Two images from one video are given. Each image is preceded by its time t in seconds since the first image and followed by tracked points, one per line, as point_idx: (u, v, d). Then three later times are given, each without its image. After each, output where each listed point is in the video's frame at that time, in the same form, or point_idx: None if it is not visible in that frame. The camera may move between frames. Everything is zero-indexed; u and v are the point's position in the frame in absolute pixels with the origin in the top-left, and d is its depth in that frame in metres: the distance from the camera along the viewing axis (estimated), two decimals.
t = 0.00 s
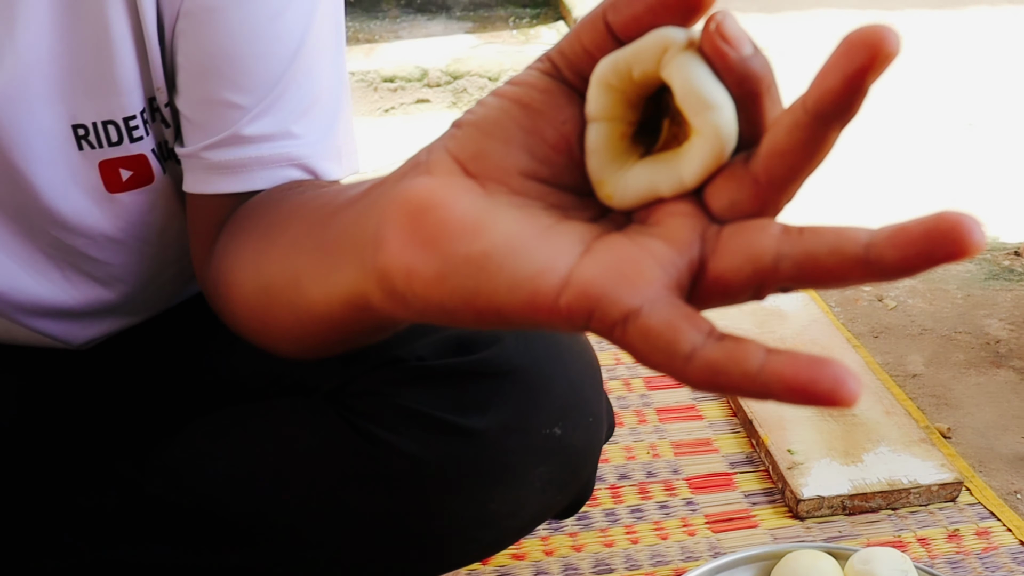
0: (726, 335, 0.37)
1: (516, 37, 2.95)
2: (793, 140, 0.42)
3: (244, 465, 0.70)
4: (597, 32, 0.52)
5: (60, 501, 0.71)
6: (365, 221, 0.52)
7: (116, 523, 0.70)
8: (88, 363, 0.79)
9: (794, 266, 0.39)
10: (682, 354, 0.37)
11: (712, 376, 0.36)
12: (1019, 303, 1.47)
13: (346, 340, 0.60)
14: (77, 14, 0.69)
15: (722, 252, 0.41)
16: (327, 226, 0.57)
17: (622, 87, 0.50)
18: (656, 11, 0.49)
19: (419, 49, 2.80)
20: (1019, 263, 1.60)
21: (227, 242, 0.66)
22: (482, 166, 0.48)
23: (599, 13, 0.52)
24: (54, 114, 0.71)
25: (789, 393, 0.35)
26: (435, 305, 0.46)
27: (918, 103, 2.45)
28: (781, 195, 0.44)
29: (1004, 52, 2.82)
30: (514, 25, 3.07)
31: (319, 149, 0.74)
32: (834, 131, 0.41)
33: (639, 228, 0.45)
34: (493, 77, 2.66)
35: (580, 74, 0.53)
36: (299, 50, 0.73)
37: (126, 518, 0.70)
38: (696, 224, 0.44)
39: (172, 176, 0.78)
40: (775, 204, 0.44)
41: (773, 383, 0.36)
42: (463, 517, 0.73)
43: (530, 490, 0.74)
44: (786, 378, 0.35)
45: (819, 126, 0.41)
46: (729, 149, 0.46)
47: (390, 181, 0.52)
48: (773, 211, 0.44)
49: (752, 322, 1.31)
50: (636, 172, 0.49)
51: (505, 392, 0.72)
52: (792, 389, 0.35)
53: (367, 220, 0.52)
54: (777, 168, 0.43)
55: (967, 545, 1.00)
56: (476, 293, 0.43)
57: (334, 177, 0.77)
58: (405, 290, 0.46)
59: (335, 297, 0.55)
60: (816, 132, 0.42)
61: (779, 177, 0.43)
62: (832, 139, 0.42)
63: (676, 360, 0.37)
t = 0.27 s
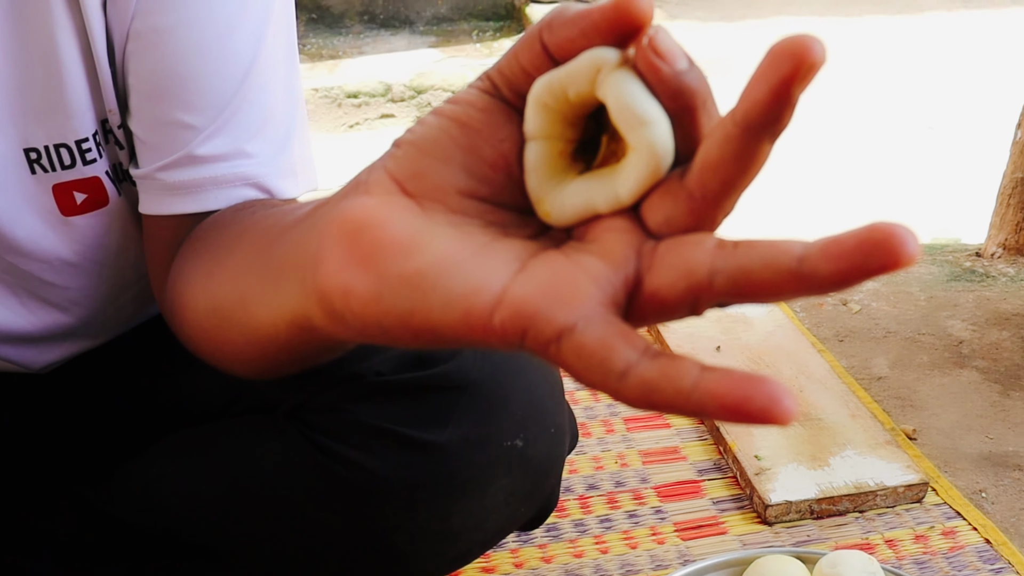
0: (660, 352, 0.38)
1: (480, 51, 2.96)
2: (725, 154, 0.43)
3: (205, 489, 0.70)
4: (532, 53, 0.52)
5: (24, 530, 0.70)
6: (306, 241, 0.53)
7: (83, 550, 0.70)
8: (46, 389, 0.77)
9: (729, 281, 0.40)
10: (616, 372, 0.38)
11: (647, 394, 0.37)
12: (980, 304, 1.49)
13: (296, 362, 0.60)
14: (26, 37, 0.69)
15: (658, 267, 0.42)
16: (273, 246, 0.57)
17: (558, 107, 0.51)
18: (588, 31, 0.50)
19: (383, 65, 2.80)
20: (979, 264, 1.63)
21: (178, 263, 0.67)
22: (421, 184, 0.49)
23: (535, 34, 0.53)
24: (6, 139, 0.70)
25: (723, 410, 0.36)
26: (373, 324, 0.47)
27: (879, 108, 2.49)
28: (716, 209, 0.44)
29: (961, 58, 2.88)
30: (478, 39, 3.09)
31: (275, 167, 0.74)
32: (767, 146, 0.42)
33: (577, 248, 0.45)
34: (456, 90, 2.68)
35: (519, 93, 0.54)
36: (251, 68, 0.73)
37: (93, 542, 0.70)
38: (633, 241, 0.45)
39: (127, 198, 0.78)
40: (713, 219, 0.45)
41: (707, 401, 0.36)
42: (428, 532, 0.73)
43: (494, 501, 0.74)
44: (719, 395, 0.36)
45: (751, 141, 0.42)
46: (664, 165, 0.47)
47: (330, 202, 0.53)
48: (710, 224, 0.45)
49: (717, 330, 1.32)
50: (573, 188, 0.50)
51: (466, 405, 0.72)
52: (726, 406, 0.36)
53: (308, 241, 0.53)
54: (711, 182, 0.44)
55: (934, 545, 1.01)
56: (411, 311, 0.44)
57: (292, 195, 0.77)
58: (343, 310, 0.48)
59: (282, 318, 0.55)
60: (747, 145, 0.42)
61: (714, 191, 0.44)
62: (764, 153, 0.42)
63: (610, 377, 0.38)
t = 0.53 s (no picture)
0: (659, 346, 0.38)
1: (476, 54, 2.97)
2: (719, 151, 0.43)
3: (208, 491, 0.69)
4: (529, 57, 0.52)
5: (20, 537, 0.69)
6: (306, 244, 0.53)
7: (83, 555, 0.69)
8: (48, 396, 0.77)
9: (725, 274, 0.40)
10: (615, 366, 0.38)
11: (646, 389, 0.37)
12: (979, 299, 1.50)
13: (297, 366, 0.61)
14: (23, 45, 0.69)
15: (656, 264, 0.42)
16: (273, 251, 0.58)
17: (554, 111, 0.51)
18: (585, 38, 0.50)
19: (379, 69, 2.81)
20: (978, 260, 1.63)
21: (179, 269, 0.67)
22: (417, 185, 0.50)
23: (530, 38, 0.52)
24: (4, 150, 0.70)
25: (723, 404, 0.36)
26: (373, 324, 0.48)
27: (875, 105, 2.50)
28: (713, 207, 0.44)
29: (956, 54, 2.88)
30: (474, 42, 3.10)
31: (274, 172, 0.74)
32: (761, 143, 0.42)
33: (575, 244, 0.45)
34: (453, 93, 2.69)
35: (515, 94, 0.54)
36: (248, 73, 0.73)
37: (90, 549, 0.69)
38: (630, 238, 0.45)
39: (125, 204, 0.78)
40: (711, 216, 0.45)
41: (706, 395, 0.36)
42: (431, 534, 0.73)
43: (498, 501, 0.75)
44: (718, 389, 0.36)
45: (744, 137, 0.42)
46: (664, 166, 0.47)
47: (329, 205, 0.53)
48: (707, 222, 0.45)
49: (717, 328, 1.32)
50: (570, 188, 0.50)
51: (468, 406, 0.72)
52: (724, 399, 0.36)
53: (308, 243, 0.53)
54: (707, 181, 0.44)
55: (937, 540, 1.01)
56: (410, 310, 0.45)
57: (293, 199, 0.77)
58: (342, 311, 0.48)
59: (283, 322, 0.56)
60: (742, 143, 0.42)
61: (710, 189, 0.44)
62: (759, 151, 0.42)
63: (609, 372, 0.38)
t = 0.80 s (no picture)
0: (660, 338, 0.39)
1: (484, 51, 2.98)
2: (711, 146, 0.41)
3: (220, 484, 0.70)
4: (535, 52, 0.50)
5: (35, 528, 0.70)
6: (319, 238, 0.54)
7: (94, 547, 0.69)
8: (63, 390, 0.78)
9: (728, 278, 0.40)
10: (618, 358, 0.39)
11: (648, 380, 0.38)
12: (988, 295, 1.49)
13: (309, 359, 0.61)
14: (37, 43, 0.70)
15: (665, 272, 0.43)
16: (286, 247, 0.58)
17: (561, 106, 0.50)
18: (590, 34, 0.48)
19: (388, 67, 2.81)
20: (987, 256, 1.63)
21: (191, 264, 0.68)
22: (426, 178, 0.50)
23: (539, 32, 0.50)
24: (17, 146, 0.71)
25: (723, 395, 0.37)
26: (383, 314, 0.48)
27: (884, 101, 2.49)
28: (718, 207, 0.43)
29: (965, 50, 2.88)
30: (483, 40, 3.10)
31: (285, 168, 0.75)
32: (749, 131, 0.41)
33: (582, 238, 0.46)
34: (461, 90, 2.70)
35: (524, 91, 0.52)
36: (260, 69, 0.74)
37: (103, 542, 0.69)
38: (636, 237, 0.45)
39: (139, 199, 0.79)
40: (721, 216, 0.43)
41: (707, 386, 0.37)
42: (441, 527, 0.74)
43: (507, 495, 0.75)
44: (717, 380, 0.37)
45: (728, 129, 0.41)
46: (671, 163, 0.46)
47: (342, 199, 0.54)
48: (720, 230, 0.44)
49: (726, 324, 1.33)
50: (577, 184, 0.49)
51: (478, 400, 0.73)
52: (724, 389, 0.37)
53: (321, 237, 0.53)
54: (706, 180, 0.43)
55: (945, 534, 1.02)
56: (419, 300, 0.45)
57: (304, 194, 0.77)
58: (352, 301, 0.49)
59: (296, 316, 0.56)
60: (732, 135, 0.41)
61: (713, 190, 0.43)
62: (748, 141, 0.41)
63: (612, 364, 0.39)
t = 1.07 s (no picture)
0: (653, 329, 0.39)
1: (491, 46, 2.97)
2: (701, 142, 0.41)
3: (228, 475, 0.70)
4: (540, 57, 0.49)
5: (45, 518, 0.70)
6: (325, 230, 0.54)
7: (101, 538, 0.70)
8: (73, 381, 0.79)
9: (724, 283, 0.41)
10: (614, 348, 0.39)
11: (642, 369, 0.39)
12: (994, 291, 1.49)
13: (317, 352, 0.62)
14: (46, 39, 0.71)
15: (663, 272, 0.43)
16: (293, 239, 0.59)
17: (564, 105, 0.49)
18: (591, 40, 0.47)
19: (395, 62, 2.81)
20: (994, 251, 1.63)
21: (199, 256, 0.69)
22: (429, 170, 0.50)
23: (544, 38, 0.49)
24: (27, 140, 0.71)
25: (718, 367, 0.37)
26: (387, 303, 0.49)
27: (891, 96, 2.49)
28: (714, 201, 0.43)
29: (972, 44, 2.87)
30: (489, 34, 3.10)
31: (293, 164, 0.75)
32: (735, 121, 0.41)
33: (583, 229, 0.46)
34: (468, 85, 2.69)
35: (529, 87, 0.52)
36: (267, 66, 0.74)
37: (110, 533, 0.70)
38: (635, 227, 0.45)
39: (147, 194, 0.79)
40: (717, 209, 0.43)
41: (698, 369, 0.37)
42: (446, 519, 0.74)
43: (512, 488, 0.76)
44: (708, 356, 0.37)
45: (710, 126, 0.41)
46: (671, 157, 0.45)
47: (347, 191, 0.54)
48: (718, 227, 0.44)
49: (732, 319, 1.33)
50: (576, 179, 0.48)
51: (484, 393, 0.73)
52: (716, 364, 0.37)
53: (327, 229, 0.54)
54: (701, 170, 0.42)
55: (950, 529, 1.02)
56: (421, 289, 0.46)
57: (311, 189, 0.78)
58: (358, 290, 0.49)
59: (303, 306, 0.57)
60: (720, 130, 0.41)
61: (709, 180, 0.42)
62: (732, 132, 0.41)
63: (607, 354, 0.39)
